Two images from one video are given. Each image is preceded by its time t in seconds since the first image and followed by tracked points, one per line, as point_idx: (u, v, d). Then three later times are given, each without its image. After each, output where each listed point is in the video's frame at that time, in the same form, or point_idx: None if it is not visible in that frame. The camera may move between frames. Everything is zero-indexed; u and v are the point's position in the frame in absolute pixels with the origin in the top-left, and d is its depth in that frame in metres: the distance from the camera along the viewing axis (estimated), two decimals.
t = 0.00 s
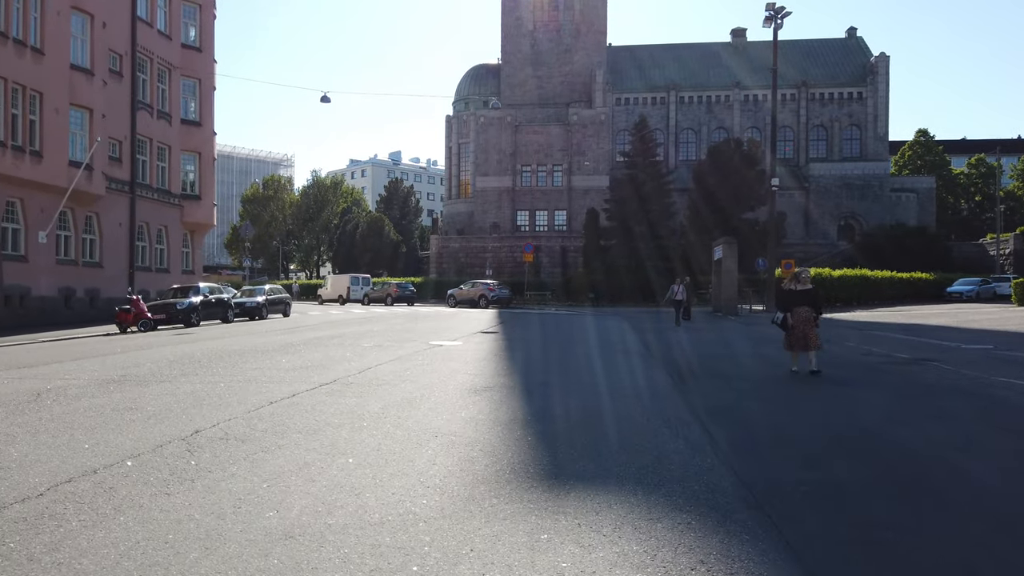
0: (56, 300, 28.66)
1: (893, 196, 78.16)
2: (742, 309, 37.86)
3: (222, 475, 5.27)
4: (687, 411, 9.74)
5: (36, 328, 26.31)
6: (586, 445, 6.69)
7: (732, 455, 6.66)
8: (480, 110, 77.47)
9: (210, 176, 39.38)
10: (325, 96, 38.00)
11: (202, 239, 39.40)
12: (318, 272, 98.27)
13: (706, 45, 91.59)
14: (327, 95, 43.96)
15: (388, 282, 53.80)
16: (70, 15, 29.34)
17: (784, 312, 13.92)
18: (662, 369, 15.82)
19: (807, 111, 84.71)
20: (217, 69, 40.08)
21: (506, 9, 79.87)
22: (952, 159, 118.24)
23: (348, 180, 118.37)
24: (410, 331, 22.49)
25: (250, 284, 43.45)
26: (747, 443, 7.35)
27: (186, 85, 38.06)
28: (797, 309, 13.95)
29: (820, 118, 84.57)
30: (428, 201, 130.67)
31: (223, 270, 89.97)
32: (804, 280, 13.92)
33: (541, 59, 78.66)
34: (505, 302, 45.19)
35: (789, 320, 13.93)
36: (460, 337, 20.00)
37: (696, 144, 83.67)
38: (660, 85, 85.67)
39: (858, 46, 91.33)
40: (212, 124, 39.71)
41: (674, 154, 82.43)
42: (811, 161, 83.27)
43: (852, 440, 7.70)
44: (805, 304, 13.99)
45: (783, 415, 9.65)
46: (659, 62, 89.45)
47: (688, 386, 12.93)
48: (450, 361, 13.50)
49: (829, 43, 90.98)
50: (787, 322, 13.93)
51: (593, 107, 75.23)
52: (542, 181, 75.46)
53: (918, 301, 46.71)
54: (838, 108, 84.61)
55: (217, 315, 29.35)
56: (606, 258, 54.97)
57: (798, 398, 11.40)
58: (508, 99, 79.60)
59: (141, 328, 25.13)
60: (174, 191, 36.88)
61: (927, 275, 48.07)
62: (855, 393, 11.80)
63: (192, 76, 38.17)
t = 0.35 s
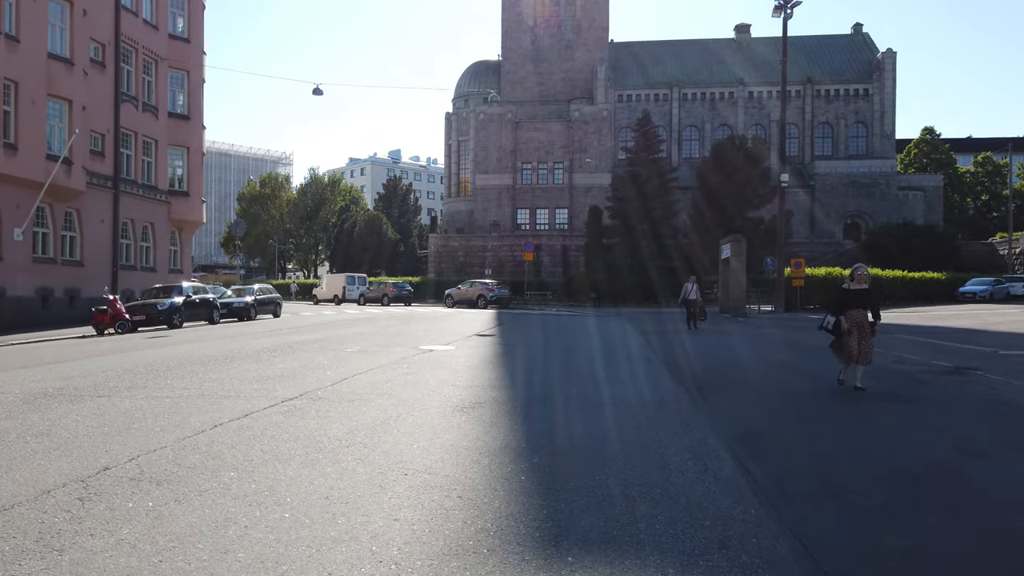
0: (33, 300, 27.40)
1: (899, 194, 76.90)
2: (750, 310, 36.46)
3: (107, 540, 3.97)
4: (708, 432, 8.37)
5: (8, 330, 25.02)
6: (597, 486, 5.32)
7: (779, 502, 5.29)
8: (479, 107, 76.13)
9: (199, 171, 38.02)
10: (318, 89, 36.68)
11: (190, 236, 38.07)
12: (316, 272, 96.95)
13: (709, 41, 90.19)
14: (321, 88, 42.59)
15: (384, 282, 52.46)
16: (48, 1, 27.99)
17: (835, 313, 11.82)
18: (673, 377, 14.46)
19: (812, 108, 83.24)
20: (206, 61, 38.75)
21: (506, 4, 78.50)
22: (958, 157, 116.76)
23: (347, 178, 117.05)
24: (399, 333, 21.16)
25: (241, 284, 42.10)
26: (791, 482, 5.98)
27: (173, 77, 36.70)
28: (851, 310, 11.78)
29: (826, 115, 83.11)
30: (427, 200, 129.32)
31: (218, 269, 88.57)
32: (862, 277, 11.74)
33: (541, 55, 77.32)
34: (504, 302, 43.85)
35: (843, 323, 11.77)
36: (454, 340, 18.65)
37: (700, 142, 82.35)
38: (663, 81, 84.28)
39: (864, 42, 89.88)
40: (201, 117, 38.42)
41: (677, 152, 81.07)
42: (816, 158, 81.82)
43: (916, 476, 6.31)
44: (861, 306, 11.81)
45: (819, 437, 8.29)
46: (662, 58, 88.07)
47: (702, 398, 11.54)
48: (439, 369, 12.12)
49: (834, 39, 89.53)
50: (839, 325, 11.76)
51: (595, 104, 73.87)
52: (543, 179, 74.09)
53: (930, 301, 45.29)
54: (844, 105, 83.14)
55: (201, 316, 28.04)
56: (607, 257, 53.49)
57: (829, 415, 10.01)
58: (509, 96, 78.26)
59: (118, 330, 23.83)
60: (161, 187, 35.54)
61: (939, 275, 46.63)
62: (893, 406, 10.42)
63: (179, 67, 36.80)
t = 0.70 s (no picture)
0: (7, 300, 26.10)
1: (906, 192, 75.56)
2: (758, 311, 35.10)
3: None
4: (735, 452, 7.09)
5: None
6: (613, 553, 4.07)
7: (848, 571, 4.05)
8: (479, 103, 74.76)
9: (187, 166, 36.67)
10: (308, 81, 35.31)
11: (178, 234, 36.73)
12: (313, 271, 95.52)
13: (713, 37, 88.75)
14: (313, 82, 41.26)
15: (380, 281, 51.08)
16: None
17: (899, 323, 9.17)
18: (684, 382, 13.15)
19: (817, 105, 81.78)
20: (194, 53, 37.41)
21: None
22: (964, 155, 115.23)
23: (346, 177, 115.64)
24: (387, 335, 19.74)
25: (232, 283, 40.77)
26: (854, 532, 4.70)
27: (159, 69, 35.39)
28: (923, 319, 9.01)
29: (831, 112, 81.67)
30: (426, 198, 127.83)
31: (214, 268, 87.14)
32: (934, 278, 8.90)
33: (542, 52, 75.92)
34: (503, 303, 42.48)
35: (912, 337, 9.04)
36: (445, 343, 17.29)
37: (703, 139, 80.96)
38: (666, 77, 82.85)
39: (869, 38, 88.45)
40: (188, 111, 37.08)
41: (680, 149, 79.71)
42: (821, 156, 80.37)
43: (1005, 517, 5.05)
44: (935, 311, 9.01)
45: (867, 455, 6.99)
46: (664, 54, 86.64)
47: (722, 407, 10.22)
48: (422, 377, 10.79)
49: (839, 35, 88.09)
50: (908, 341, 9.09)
51: (596, 100, 72.45)
52: (544, 176, 72.70)
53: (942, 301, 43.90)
54: (850, 101, 81.71)
55: (184, 317, 26.70)
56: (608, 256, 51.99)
57: (869, 426, 8.68)
58: (509, 93, 76.87)
59: (92, 332, 22.50)
60: (146, 182, 34.22)
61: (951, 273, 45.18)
62: (948, 419, 8.95)
63: (166, 59, 35.48)
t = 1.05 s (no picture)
0: None
1: (913, 190, 74.10)
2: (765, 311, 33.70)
3: None
4: (768, 479, 5.70)
5: None
6: None
7: None
8: (477, 99, 73.37)
9: (172, 161, 35.31)
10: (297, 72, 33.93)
11: (162, 232, 35.39)
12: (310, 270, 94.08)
13: (715, 32, 87.37)
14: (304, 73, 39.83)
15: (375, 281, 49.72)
16: None
17: (994, 328, 7.61)
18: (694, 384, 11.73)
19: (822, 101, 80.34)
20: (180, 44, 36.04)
21: None
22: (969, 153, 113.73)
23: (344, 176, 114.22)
24: (369, 338, 18.22)
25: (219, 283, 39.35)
26: None
27: (143, 60, 34.08)
28: None
29: (836, 108, 80.22)
30: (425, 197, 126.53)
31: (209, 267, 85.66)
32: None
33: (542, 48, 74.57)
34: (500, 303, 41.07)
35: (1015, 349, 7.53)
36: (430, 346, 15.82)
37: (706, 136, 79.62)
38: (668, 73, 81.45)
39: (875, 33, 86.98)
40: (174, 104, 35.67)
41: (683, 146, 78.34)
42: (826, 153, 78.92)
43: None
44: None
45: (929, 486, 5.63)
46: (666, 50, 85.26)
47: (741, 412, 8.82)
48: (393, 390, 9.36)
49: (844, 30, 86.63)
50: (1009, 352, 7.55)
51: (597, 95, 71.11)
52: (544, 173, 71.31)
53: (954, 301, 42.43)
54: (855, 97, 80.21)
55: (163, 318, 25.37)
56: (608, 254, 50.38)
57: (921, 443, 7.27)
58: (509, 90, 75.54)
59: (61, 334, 21.18)
60: (129, 178, 32.88)
61: (963, 272, 43.67)
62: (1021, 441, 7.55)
63: (150, 50, 34.16)
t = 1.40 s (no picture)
0: None
1: (919, 187, 72.66)
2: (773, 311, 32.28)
3: None
4: (823, 533, 4.28)
5: None
6: None
7: None
8: (475, 95, 71.97)
9: (154, 155, 33.96)
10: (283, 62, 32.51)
11: (144, 229, 34.05)
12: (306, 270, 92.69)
13: (716, 28, 85.98)
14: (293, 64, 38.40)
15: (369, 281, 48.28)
16: None
17: None
18: (710, 392, 10.23)
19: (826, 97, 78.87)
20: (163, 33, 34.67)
21: None
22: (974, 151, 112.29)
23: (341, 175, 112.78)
24: (348, 342, 16.66)
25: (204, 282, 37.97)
26: None
27: (124, 49, 32.70)
28: None
29: (840, 104, 78.76)
30: (423, 196, 125.15)
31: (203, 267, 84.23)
32: None
33: (541, 43, 73.24)
34: (497, 303, 39.61)
35: None
36: (413, 352, 14.29)
37: (708, 133, 78.25)
38: (669, 69, 80.08)
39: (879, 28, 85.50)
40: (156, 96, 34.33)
41: (684, 144, 76.91)
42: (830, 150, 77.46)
43: None
44: None
45: None
46: (667, 46, 83.87)
47: (770, 431, 7.34)
48: (356, 407, 7.87)
49: (848, 25, 85.19)
50: None
51: (597, 91, 69.75)
52: (543, 170, 69.89)
53: (967, 301, 40.96)
54: (860, 94, 78.71)
55: (137, 320, 23.94)
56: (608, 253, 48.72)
57: (1003, 472, 5.76)
58: (508, 86, 74.20)
59: (23, 337, 19.80)
60: (108, 172, 31.51)
61: (976, 271, 42.19)
62: None
63: (131, 39, 32.78)
